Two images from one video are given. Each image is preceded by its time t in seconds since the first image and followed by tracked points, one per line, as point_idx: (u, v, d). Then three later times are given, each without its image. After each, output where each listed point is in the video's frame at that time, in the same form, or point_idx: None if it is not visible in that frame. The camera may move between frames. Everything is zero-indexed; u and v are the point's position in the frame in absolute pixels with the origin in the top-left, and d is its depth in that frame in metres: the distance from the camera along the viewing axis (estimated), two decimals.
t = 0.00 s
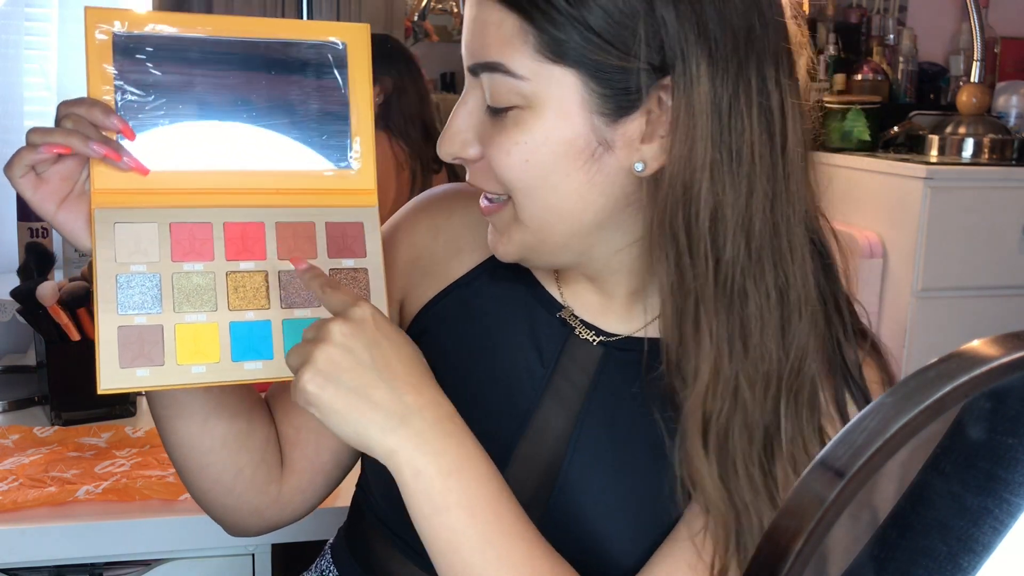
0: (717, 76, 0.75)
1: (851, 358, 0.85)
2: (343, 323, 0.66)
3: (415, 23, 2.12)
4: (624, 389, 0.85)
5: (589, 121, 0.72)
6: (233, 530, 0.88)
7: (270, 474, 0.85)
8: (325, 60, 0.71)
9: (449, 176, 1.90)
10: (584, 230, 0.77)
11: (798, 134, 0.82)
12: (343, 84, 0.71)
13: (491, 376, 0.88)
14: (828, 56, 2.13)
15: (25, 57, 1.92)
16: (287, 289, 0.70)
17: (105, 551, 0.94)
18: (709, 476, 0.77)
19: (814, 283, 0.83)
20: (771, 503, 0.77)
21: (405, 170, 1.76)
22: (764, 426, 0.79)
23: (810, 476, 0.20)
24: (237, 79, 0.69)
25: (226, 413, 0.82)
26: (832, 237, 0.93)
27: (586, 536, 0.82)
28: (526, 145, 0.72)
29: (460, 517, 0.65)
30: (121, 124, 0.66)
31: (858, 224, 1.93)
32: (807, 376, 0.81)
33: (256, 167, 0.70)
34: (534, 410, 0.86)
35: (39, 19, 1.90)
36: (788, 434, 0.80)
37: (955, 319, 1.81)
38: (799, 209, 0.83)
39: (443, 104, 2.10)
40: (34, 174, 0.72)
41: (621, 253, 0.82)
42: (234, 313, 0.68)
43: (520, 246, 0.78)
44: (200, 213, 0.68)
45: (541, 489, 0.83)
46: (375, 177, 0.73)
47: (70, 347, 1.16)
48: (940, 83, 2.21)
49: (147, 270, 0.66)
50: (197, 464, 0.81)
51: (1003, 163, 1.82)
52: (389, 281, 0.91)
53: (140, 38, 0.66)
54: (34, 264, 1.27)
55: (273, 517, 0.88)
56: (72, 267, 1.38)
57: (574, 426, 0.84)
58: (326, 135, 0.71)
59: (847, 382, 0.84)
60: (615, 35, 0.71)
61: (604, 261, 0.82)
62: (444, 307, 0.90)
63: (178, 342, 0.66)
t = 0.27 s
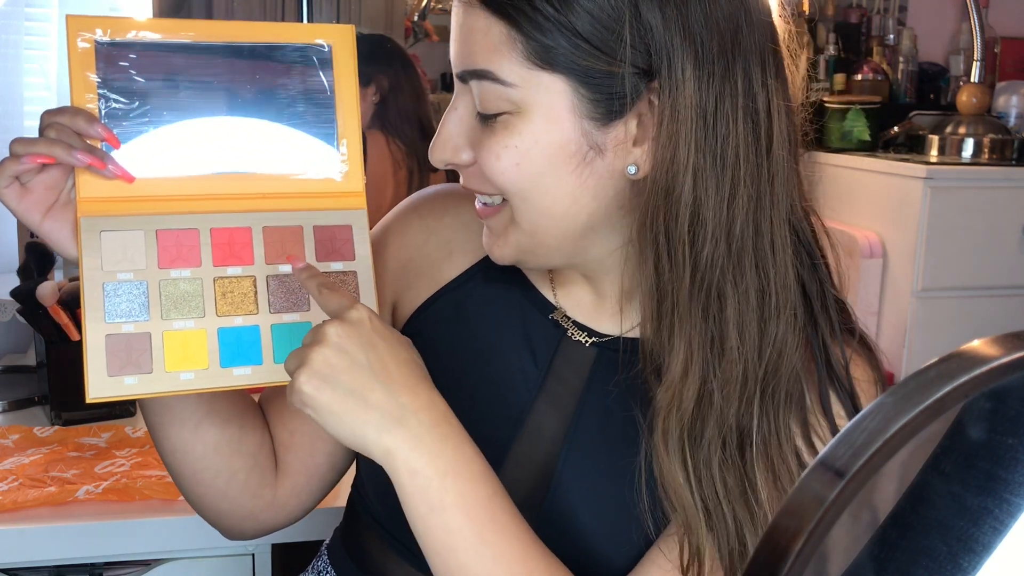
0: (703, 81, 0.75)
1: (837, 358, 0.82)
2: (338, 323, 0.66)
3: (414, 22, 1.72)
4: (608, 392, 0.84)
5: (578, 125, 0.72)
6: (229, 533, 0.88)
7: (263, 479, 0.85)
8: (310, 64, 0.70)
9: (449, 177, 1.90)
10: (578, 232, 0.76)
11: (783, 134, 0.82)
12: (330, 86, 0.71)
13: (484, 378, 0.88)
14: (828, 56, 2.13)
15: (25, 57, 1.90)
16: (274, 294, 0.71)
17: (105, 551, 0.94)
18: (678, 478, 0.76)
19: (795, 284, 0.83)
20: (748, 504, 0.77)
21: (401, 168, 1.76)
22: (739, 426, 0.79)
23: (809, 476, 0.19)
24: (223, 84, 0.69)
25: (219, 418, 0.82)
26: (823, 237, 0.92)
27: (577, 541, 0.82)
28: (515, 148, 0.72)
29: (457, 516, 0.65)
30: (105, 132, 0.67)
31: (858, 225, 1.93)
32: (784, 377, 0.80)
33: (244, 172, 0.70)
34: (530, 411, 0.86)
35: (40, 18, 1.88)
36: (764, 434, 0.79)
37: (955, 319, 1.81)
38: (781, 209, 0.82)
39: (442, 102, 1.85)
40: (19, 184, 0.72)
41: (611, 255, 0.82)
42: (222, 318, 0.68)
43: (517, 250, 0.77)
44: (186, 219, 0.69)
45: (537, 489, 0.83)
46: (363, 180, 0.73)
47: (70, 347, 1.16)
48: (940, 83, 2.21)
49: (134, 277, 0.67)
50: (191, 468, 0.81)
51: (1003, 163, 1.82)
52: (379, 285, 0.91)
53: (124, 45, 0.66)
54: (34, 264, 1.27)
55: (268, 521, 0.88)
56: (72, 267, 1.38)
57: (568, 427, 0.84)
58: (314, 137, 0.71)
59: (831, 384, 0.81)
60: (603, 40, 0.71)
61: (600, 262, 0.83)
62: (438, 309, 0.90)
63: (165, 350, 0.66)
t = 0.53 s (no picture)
0: (697, 82, 0.75)
1: (833, 361, 0.82)
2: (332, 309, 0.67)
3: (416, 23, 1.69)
4: (601, 396, 0.84)
5: (575, 127, 0.72)
6: (229, 533, 0.88)
7: (262, 478, 0.85)
8: (308, 64, 0.70)
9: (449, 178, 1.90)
10: (576, 233, 0.77)
11: (779, 134, 0.82)
12: (328, 86, 0.71)
13: (482, 379, 0.88)
14: (828, 57, 2.13)
15: (25, 57, 1.88)
16: (272, 293, 0.71)
17: (105, 551, 0.94)
18: (669, 483, 0.77)
19: (790, 286, 0.83)
20: (740, 506, 0.77)
21: (401, 168, 1.76)
22: (733, 429, 0.79)
23: (810, 476, 0.19)
24: (220, 84, 0.68)
25: (217, 419, 0.82)
26: (822, 236, 0.91)
27: (573, 545, 0.82)
28: (512, 152, 0.72)
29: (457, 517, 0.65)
30: (104, 130, 0.66)
31: (859, 225, 1.93)
32: (780, 379, 0.80)
33: (242, 171, 0.70)
34: (529, 412, 0.86)
35: (39, 18, 1.87)
36: (757, 437, 0.79)
37: (955, 319, 1.81)
38: (777, 210, 0.82)
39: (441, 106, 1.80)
40: (17, 183, 0.72)
41: (610, 256, 0.83)
42: (221, 317, 0.68)
43: (515, 253, 0.77)
44: (184, 219, 0.69)
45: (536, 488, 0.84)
46: (361, 180, 0.73)
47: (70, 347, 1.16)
48: (940, 83, 2.21)
49: (132, 276, 0.67)
50: (188, 469, 0.81)
51: (1003, 163, 1.82)
52: (378, 285, 0.91)
53: (123, 44, 0.66)
54: (34, 264, 1.28)
55: (267, 520, 0.88)
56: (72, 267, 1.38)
57: (565, 428, 0.84)
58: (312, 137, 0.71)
59: (827, 387, 0.81)
60: (598, 41, 0.71)
61: (599, 262, 0.83)
62: (436, 309, 0.90)
63: (163, 349, 0.66)
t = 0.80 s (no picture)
0: (690, 85, 0.75)
1: (831, 364, 0.82)
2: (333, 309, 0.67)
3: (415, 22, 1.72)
4: (594, 400, 0.84)
5: (572, 133, 0.72)
6: (230, 534, 0.88)
7: (263, 479, 0.85)
8: (307, 64, 0.70)
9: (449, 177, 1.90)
10: (576, 239, 0.77)
11: (777, 137, 0.81)
12: (327, 86, 0.71)
13: (484, 381, 0.88)
14: (828, 57, 2.13)
15: (25, 57, 1.87)
16: (271, 295, 0.71)
17: (105, 550, 0.94)
18: (664, 488, 0.77)
19: (786, 288, 0.82)
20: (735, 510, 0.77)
21: (401, 168, 1.74)
22: (729, 434, 0.79)
23: (809, 476, 0.19)
24: (219, 84, 0.68)
25: (218, 420, 0.82)
26: (820, 238, 0.91)
27: (569, 547, 0.82)
28: (512, 161, 0.72)
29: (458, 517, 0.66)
30: (102, 132, 0.67)
31: (859, 224, 1.93)
32: (777, 383, 0.80)
33: (241, 173, 0.70)
34: (530, 413, 0.86)
35: (39, 18, 1.86)
36: (755, 440, 0.79)
37: (955, 319, 1.81)
38: (772, 212, 0.82)
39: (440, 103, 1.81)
40: (15, 186, 0.72)
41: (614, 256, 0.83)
42: (219, 320, 0.68)
43: (516, 261, 0.78)
44: (183, 221, 0.69)
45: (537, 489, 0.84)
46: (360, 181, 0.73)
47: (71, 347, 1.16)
48: (940, 83, 2.21)
49: (130, 279, 0.67)
50: (189, 469, 0.81)
51: (1003, 163, 1.82)
52: (379, 286, 0.91)
53: (121, 45, 0.66)
54: (34, 264, 1.28)
55: (267, 521, 0.88)
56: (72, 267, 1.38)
57: (566, 428, 0.84)
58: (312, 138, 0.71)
59: (823, 391, 0.81)
60: (592, 45, 0.71)
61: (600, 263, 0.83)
62: (437, 310, 0.90)
63: (162, 351, 0.66)
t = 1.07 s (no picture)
0: (706, 78, 0.75)
1: (830, 370, 0.82)
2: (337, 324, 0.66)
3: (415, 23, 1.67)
4: (603, 397, 0.85)
5: (582, 123, 0.72)
6: (229, 537, 0.88)
7: (261, 481, 0.85)
8: (300, 68, 0.70)
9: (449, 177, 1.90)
10: (577, 233, 0.77)
11: (784, 139, 0.82)
12: (320, 91, 0.71)
13: (481, 384, 0.88)
14: (828, 56, 2.13)
15: (25, 57, 1.86)
16: (265, 300, 0.71)
17: (105, 551, 0.94)
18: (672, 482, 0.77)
19: (794, 292, 0.83)
20: (744, 510, 0.78)
21: (400, 168, 1.74)
22: (738, 433, 0.79)
23: (809, 476, 0.19)
24: (212, 89, 0.68)
25: (215, 422, 0.82)
26: (822, 245, 0.92)
27: (570, 544, 0.82)
28: (518, 146, 0.72)
29: (456, 518, 0.66)
30: (94, 138, 0.66)
31: (859, 224, 1.93)
32: (785, 384, 0.81)
33: (235, 178, 0.70)
34: (529, 415, 0.86)
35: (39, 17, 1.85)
36: (764, 440, 0.79)
37: (956, 319, 1.81)
38: (782, 215, 0.83)
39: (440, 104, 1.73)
40: (9, 194, 0.72)
41: (614, 250, 0.83)
42: (212, 326, 0.69)
43: (512, 251, 0.77)
44: (176, 227, 0.69)
45: (537, 491, 0.84)
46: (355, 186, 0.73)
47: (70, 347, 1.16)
48: (940, 83, 2.21)
49: (123, 285, 0.67)
50: (187, 472, 0.81)
51: (1003, 163, 1.82)
52: (376, 288, 0.91)
53: (113, 52, 0.66)
54: (33, 264, 1.28)
55: (266, 524, 0.88)
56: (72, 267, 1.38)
57: (566, 428, 0.84)
58: (307, 142, 0.71)
59: (822, 396, 0.81)
60: (610, 37, 0.71)
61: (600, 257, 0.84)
62: (435, 312, 0.90)
63: (155, 358, 0.66)
